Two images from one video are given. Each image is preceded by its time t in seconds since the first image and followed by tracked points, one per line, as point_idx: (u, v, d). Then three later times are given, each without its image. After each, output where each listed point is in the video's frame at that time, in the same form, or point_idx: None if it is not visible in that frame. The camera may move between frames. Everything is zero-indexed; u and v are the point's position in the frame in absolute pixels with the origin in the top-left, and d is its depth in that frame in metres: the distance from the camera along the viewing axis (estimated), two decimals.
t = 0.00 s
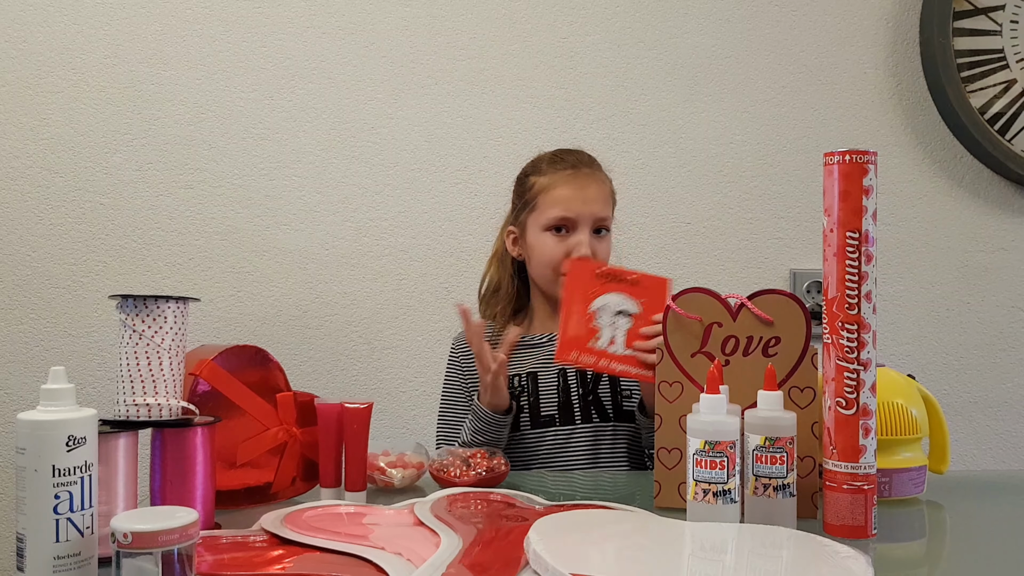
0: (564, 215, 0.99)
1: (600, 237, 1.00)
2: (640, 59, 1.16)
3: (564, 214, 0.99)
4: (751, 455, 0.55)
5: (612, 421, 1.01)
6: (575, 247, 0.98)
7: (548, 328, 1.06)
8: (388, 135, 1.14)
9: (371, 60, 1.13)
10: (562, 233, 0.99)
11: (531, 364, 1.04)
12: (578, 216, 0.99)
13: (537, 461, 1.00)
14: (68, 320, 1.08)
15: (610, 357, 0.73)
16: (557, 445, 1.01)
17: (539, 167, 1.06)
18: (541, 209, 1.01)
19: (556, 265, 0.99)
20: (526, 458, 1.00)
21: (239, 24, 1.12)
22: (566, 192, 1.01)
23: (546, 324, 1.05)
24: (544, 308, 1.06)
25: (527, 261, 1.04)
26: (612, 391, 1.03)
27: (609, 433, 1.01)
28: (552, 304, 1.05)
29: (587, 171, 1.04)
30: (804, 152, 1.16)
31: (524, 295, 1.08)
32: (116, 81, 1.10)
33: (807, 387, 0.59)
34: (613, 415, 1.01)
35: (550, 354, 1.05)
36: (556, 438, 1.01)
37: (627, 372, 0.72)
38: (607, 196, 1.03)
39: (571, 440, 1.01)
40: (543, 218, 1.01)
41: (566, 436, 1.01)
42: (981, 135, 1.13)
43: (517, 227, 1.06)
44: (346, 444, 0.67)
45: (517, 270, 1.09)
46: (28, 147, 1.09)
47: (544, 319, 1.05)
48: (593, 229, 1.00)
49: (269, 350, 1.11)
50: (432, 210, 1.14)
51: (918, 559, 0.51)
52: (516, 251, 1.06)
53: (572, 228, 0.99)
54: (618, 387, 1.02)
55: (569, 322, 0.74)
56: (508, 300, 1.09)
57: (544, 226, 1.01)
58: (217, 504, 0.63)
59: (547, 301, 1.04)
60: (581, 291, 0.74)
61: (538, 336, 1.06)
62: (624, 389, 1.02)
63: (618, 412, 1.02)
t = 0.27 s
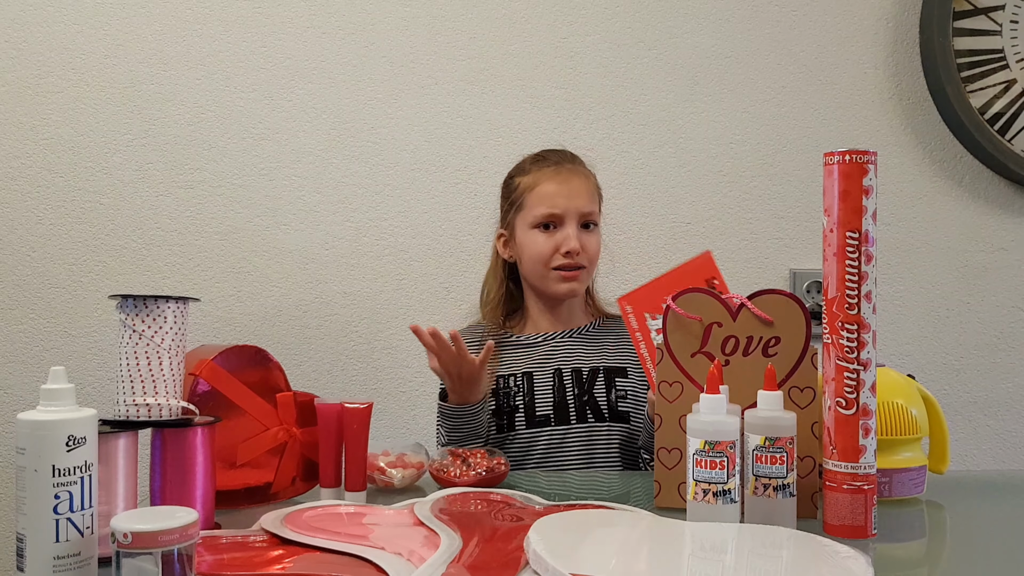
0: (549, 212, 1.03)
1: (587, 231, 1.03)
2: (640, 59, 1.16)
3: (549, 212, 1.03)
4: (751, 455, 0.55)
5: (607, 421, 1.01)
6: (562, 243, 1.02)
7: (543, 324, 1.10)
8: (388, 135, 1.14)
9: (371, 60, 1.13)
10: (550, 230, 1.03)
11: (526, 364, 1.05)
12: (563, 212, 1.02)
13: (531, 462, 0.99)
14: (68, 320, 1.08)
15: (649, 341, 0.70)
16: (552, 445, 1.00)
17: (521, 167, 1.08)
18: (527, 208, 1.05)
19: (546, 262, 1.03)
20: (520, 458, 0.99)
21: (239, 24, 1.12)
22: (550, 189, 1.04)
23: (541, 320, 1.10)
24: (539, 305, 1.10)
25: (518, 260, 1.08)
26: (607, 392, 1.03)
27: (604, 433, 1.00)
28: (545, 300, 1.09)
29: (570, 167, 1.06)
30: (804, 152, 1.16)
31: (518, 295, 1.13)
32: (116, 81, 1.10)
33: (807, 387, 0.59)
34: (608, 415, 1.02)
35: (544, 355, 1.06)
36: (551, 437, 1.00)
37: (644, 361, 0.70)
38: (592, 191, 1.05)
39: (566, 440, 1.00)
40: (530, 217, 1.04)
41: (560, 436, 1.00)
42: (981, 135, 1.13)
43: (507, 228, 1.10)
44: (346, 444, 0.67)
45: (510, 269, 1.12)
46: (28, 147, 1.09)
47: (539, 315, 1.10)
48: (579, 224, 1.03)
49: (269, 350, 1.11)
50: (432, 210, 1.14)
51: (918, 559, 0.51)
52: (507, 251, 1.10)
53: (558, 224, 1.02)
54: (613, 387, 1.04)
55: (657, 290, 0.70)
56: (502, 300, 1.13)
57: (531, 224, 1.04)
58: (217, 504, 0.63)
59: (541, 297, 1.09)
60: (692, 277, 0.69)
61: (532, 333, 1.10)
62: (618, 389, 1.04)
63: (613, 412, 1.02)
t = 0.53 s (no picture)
0: (542, 212, 1.03)
1: (581, 230, 1.03)
2: (640, 59, 1.16)
3: (542, 212, 1.03)
4: (751, 455, 0.55)
5: (604, 423, 1.01)
6: (556, 243, 1.02)
7: (541, 324, 1.11)
8: (388, 135, 1.14)
9: (371, 60, 1.13)
10: (543, 230, 1.03)
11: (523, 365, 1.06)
12: (556, 211, 1.02)
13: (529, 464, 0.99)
14: (68, 320, 1.08)
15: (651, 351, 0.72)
16: (549, 447, 1.01)
17: (514, 167, 1.08)
18: (520, 208, 1.05)
19: (540, 262, 1.03)
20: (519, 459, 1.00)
21: (238, 24, 1.12)
22: (543, 189, 1.04)
23: (538, 321, 1.11)
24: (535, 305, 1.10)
25: (513, 261, 1.08)
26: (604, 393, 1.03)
27: (601, 433, 1.01)
28: (541, 300, 1.10)
29: (562, 166, 1.06)
30: (804, 152, 1.16)
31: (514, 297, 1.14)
32: (116, 81, 1.10)
33: (807, 387, 0.59)
34: (605, 416, 1.01)
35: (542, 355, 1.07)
36: (548, 439, 1.01)
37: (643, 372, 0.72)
38: (585, 189, 1.05)
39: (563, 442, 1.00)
40: (523, 217, 1.04)
41: (557, 438, 1.01)
42: (981, 135, 1.13)
43: (501, 229, 1.10)
44: (346, 444, 0.67)
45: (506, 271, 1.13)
46: (28, 147, 1.09)
47: (536, 316, 1.11)
48: (573, 223, 1.03)
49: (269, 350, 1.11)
50: (432, 210, 1.14)
51: (918, 559, 0.51)
52: (502, 252, 1.10)
53: (552, 223, 1.03)
54: (610, 388, 1.04)
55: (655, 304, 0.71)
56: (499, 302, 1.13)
57: (524, 225, 1.04)
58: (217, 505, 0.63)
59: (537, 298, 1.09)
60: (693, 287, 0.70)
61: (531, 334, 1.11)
62: (615, 390, 1.04)
63: (610, 413, 1.02)
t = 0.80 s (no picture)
0: (536, 212, 1.02)
1: (575, 230, 1.03)
2: (640, 59, 1.16)
3: (536, 211, 1.02)
4: (751, 455, 0.55)
5: (604, 422, 1.01)
6: (550, 242, 1.02)
7: (538, 324, 1.10)
8: (388, 135, 1.14)
9: (371, 60, 1.13)
10: (537, 230, 1.03)
11: (522, 366, 1.07)
12: (549, 211, 1.02)
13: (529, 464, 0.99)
14: (68, 320, 1.08)
15: (632, 355, 0.71)
16: (549, 446, 1.01)
17: (510, 167, 1.08)
18: (515, 208, 1.04)
19: (534, 262, 1.03)
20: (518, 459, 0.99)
21: (238, 24, 1.12)
22: (536, 189, 1.03)
23: (535, 321, 1.10)
24: (532, 305, 1.10)
25: (508, 261, 1.08)
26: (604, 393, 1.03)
27: (601, 433, 1.01)
28: (538, 300, 1.09)
29: (557, 166, 1.05)
30: (804, 152, 1.16)
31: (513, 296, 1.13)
32: (116, 81, 1.11)
33: (807, 387, 0.59)
34: (605, 416, 1.01)
35: (540, 355, 1.07)
36: (547, 439, 1.01)
37: (637, 375, 0.70)
38: (579, 189, 1.05)
39: (563, 441, 1.01)
40: (517, 217, 1.04)
41: (557, 438, 1.01)
42: (981, 135, 1.13)
43: (497, 229, 1.10)
44: (346, 444, 0.67)
45: (503, 271, 1.12)
46: (28, 147, 1.09)
47: (533, 316, 1.10)
48: (567, 223, 1.02)
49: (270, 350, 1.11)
50: (432, 210, 1.14)
51: (918, 559, 0.51)
52: (498, 252, 1.10)
53: (545, 223, 1.02)
54: (610, 388, 1.04)
55: (621, 310, 0.71)
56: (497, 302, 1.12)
57: (518, 225, 1.04)
58: (217, 504, 0.63)
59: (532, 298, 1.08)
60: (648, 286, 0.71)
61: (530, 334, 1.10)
62: (615, 390, 1.04)
63: (609, 413, 1.02)
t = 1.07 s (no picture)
0: (528, 215, 1.02)
1: (567, 232, 1.03)
2: (640, 59, 1.16)
3: (528, 214, 1.02)
4: (751, 455, 0.55)
5: (602, 421, 1.01)
6: (541, 245, 1.02)
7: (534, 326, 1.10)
8: (388, 135, 1.14)
9: (372, 60, 1.13)
10: (530, 232, 1.03)
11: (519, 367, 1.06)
12: (542, 213, 1.02)
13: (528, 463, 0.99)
14: (68, 320, 1.08)
15: (630, 355, 0.73)
16: (548, 445, 1.01)
17: (505, 169, 1.09)
18: (508, 211, 1.05)
19: (527, 264, 1.03)
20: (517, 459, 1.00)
21: (238, 24, 1.12)
22: (529, 192, 1.03)
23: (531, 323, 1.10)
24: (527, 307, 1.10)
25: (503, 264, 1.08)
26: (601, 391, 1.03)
27: (599, 432, 1.01)
28: (532, 303, 1.09)
29: (549, 168, 1.05)
30: (804, 152, 1.16)
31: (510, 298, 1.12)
32: (116, 81, 1.11)
33: (807, 387, 0.59)
34: (603, 414, 1.01)
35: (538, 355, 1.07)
36: (546, 439, 1.01)
37: (637, 371, 0.71)
38: (572, 191, 1.05)
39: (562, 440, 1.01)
40: (510, 220, 1.04)
41: (556, 437, 1.01)
42: (981, 135, 1.13)
43: (492, 231, 1.10)
44: (346, 444, 0.67)
45: (499, 273, 1.12)
46: (28, 147, 1.09)
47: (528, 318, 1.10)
48: (559, 225, 1.02)
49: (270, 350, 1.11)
50: (432, 210, 1.14)
51: (918, 559, 0.51)
52: (493, 254, 1.10)
53: (538, 226, 1.02)
54: (607, 386, 1.03)
55: (611, 318, 0.74)
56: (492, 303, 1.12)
57: (511, 227, 1.04)
58: (217, 504, 0.63)
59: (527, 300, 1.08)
60: (631, 292, 0.74)
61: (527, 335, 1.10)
62: (612, 387, 1.03)
63: (608, 411, 1.02)
